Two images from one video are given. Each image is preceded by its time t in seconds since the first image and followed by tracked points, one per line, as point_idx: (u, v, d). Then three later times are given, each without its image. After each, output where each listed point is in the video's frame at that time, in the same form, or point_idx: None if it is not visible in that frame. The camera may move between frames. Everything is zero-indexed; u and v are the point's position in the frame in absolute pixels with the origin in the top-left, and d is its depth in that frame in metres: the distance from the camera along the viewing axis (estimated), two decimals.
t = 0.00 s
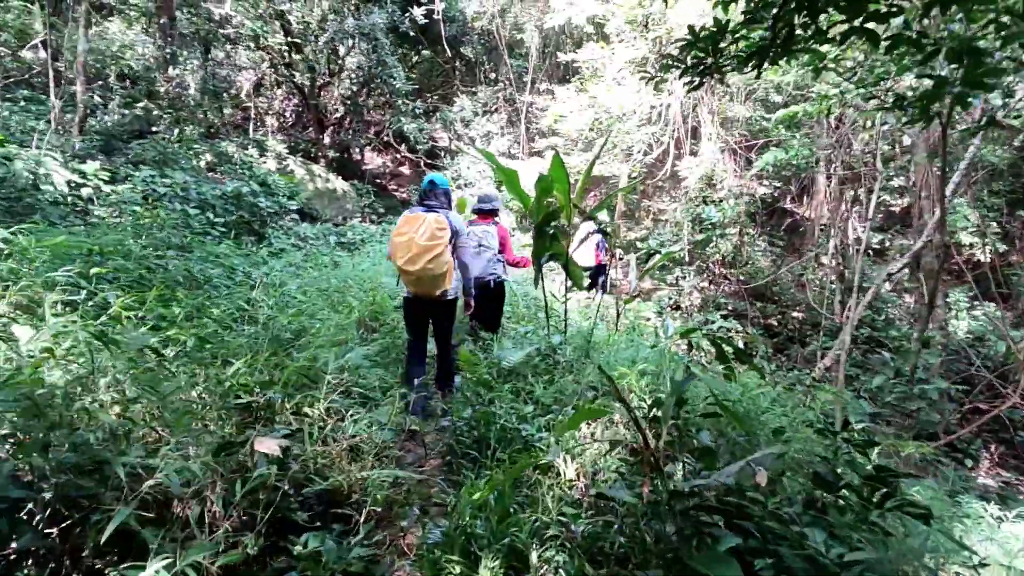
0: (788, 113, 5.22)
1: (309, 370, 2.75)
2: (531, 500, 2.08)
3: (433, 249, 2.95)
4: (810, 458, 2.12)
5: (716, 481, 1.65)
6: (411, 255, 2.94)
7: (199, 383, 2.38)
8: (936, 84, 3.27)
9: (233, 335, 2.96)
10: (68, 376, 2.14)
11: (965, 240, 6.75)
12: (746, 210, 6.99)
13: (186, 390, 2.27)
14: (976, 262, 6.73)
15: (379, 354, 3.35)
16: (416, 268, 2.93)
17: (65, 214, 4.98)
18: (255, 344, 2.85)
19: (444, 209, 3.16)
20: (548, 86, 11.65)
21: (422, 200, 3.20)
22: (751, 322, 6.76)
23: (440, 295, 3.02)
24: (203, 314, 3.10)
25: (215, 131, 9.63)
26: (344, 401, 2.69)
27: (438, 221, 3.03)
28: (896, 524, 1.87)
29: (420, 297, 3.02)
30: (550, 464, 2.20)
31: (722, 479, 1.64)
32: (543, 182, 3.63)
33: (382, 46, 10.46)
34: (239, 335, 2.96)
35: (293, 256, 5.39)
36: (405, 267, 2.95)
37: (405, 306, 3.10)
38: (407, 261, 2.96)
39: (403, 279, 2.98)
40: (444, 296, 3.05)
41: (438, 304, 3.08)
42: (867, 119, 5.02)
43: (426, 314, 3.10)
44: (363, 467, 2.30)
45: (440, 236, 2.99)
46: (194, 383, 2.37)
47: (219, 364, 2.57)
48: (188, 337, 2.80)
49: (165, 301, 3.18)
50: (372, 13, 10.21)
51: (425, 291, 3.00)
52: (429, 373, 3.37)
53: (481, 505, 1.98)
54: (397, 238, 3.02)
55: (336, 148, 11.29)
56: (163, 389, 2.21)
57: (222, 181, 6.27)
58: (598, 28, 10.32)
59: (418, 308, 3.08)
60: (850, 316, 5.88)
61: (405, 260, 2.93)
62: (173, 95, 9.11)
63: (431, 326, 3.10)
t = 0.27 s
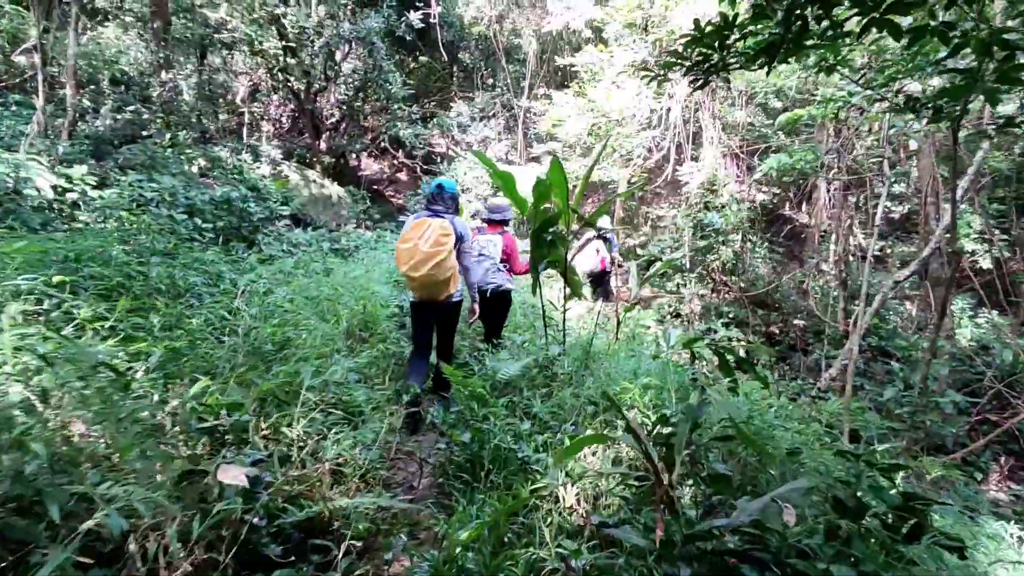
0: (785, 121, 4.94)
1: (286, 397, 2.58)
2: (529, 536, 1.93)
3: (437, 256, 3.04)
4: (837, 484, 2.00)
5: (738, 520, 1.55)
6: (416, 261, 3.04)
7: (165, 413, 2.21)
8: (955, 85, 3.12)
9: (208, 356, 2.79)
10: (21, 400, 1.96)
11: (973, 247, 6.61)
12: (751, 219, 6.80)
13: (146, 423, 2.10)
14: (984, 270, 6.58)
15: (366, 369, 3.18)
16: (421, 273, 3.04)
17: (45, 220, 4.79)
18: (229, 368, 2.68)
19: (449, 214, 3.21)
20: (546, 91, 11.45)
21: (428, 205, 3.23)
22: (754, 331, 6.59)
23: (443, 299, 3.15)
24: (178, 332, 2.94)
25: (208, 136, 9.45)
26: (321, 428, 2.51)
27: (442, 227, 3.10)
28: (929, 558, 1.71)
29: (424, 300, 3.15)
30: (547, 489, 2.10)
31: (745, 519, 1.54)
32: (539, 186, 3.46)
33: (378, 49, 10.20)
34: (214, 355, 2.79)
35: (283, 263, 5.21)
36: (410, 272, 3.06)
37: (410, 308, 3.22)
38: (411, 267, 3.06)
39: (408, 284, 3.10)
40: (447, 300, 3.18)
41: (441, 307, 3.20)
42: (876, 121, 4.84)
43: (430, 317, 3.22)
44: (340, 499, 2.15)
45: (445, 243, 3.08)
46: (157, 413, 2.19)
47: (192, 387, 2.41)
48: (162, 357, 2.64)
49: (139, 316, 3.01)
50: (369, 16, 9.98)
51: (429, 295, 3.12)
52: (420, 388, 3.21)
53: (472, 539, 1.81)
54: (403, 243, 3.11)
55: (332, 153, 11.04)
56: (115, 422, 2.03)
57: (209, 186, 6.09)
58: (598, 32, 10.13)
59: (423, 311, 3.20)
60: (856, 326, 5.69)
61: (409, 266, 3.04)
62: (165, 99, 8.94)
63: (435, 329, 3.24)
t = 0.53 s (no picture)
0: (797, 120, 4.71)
1: (256, 417, 2.35)
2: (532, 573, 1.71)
3: (438, 257, 2.97)
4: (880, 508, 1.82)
5: None
6: (417, 263, 2.98)
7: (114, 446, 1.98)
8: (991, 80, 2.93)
9: (176, 373, 2.56)
10: None
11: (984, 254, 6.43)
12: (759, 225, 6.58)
13: (85, 459, 1.88)
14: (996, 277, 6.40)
15: (356, 382, 2.95)
16: (422, 275, 2.97)
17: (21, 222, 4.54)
18: (201, 385, 2.45)
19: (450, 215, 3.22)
20: (544, 96, 11.27)
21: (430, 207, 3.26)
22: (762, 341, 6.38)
23: (447, 300, 3.07)
24: (148, 345, 2.71)
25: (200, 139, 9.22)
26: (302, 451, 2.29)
27: (443, 227, 3.03)
28: None
29: (428, 303, 3.08)
30: (558, 515, 2.02)
31: None
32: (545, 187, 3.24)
33: (374, 53, 9.92)
34: (185, 371, 2.57)
35: (272, 268, 4.98)
36: (412, 274, 3.00)
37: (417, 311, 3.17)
38: (413, 269, 3.01)
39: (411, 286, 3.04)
40: (451, 302, 3.10)
41: (447, 309, 3.14)
42: (890, 121, 4.65)
43: (436, 320, 3.15)
44: (324, 532, 1.93)
45: (446, 243, 3.01)
46: (105, 447, 1.97)
47: (151, 414, 2.18)
48: (122, 381, 2.43)
49: (108, 326, 2.77)
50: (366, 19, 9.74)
51: (434, 297, 3.05)
52: (415, 402, 2.99)
53: None
54: (405, 245, 3.06)
55: (327, 158, 10.78)
56: (52, 462, 1.82)
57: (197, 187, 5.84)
58: (597, 36, 9.94)
59: (429, 314, 3.15)
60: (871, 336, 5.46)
61: (411, 269, 2.98)
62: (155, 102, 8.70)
63: (441, 332, 3.16)
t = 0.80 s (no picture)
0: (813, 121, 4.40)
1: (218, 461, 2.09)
2: None
3: (436, 276, 2.76)
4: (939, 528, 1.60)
5: None
6: (415, 284, 2.78)
7: (42, 509, 1.70)
8: None
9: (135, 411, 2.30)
10: None
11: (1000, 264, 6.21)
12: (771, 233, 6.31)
13: (1, 529, 1.60)
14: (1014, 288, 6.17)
15: (344, 407, 2.69)
16: (421, 296, 2.77)
17: None
18: (161, 424, 2.19)
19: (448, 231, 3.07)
20: (542, 101, 11.00)
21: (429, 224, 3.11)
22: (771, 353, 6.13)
23: (450, 319, 2.87)
24: (106, 376, 2.45)
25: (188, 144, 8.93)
26: (276, 498, 2.02)
27: (440, 245, 2.82)
28: None
29: (430, 323, 2.89)
30: (576, 569, 1.80)
31: None
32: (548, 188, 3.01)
33: (368, 55, 9.60)
34: (147, 405, 2.31)
35: (259, 277, 4.71)
36: (411, 296, 2.81)
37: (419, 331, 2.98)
38: (412, 291, 2.81)
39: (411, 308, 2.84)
40: (454, 320, 2.90)
41: (448, 330, 2.93)
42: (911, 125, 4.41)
43: (439, 340, 2.96)
44: None
45: (445, 262, 2.79)
46: (31, 513, 1.69)
47: (96, 470, 1.92)
48: (73, 420, 2.17)
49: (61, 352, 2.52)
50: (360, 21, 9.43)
51: (435, 317, 2.86)
52: (411, 428, 2.73)
53: None
54: (403, 265, 2.86)
55: (320, 163, 10.49)
56: None
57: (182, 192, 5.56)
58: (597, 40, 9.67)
59: (431, 334, 2.96)
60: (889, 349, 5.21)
61: (409, 290, 2.78)
62: (141, 105, 8.42)
63: (444, 351, 2.97)
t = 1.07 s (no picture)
0: (837, 119, 4.11)
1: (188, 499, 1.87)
2: None
3: (443, 278, 2.66)
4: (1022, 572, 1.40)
5: None
6: (419, 285, 2.67)
7: None
8: None
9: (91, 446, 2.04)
10: None
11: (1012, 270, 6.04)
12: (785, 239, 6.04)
13: None
14: None
15: (334, 431, 2.44)
16: (425, 298, 2.66)
17: None
18: (125, 457, 1.96)
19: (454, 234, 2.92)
20: (540, 104, 10.79)
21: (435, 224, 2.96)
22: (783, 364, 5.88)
23: (454, 324, 2.77)
24: (62, 402, 2.20)
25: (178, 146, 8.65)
26: (248, 553, 1.78)
27: (448, 246, 2.72)
28: None
29: (432, 327, 2.78)
30: None
31: None
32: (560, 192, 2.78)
33: (365, 55, 9.33)
34: (108, 435, 2.06)
35: (246, 283, 4.43)
36: (415, 297, 2.70)
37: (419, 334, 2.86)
38: (416, 292, 2.70)
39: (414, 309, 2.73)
40: (457, 325, 2.79)
41: (454, 333, 2.84)
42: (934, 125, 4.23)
43: (440, 345, 2.85)
44: None
45: (452, 263, 2.69)
46: None
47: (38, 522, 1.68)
48: (16, 464, 1.92)
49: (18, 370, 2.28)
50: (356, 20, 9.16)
51: (439, 320, 2.74)
52: (407, 452, 2.49)
53: None
54: (407, 265, 2.75)
55: (316, 167, 10.30)
56: None
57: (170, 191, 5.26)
58: (598, 42, 9.46)
59: (432, 339, 2.84)
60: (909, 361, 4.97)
61: (413, 291, 2.67)
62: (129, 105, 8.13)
63: (445, 357, 2.86)
